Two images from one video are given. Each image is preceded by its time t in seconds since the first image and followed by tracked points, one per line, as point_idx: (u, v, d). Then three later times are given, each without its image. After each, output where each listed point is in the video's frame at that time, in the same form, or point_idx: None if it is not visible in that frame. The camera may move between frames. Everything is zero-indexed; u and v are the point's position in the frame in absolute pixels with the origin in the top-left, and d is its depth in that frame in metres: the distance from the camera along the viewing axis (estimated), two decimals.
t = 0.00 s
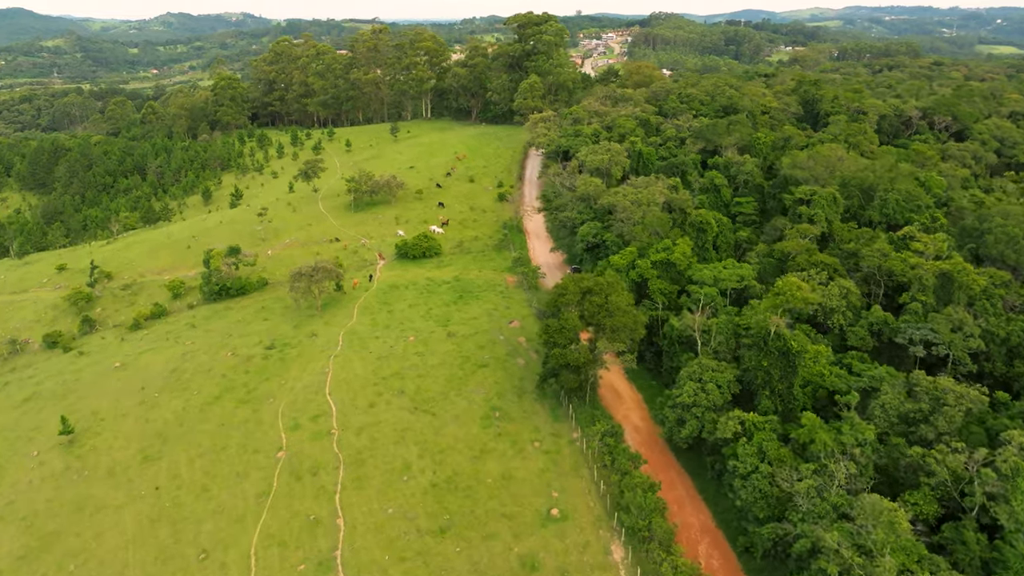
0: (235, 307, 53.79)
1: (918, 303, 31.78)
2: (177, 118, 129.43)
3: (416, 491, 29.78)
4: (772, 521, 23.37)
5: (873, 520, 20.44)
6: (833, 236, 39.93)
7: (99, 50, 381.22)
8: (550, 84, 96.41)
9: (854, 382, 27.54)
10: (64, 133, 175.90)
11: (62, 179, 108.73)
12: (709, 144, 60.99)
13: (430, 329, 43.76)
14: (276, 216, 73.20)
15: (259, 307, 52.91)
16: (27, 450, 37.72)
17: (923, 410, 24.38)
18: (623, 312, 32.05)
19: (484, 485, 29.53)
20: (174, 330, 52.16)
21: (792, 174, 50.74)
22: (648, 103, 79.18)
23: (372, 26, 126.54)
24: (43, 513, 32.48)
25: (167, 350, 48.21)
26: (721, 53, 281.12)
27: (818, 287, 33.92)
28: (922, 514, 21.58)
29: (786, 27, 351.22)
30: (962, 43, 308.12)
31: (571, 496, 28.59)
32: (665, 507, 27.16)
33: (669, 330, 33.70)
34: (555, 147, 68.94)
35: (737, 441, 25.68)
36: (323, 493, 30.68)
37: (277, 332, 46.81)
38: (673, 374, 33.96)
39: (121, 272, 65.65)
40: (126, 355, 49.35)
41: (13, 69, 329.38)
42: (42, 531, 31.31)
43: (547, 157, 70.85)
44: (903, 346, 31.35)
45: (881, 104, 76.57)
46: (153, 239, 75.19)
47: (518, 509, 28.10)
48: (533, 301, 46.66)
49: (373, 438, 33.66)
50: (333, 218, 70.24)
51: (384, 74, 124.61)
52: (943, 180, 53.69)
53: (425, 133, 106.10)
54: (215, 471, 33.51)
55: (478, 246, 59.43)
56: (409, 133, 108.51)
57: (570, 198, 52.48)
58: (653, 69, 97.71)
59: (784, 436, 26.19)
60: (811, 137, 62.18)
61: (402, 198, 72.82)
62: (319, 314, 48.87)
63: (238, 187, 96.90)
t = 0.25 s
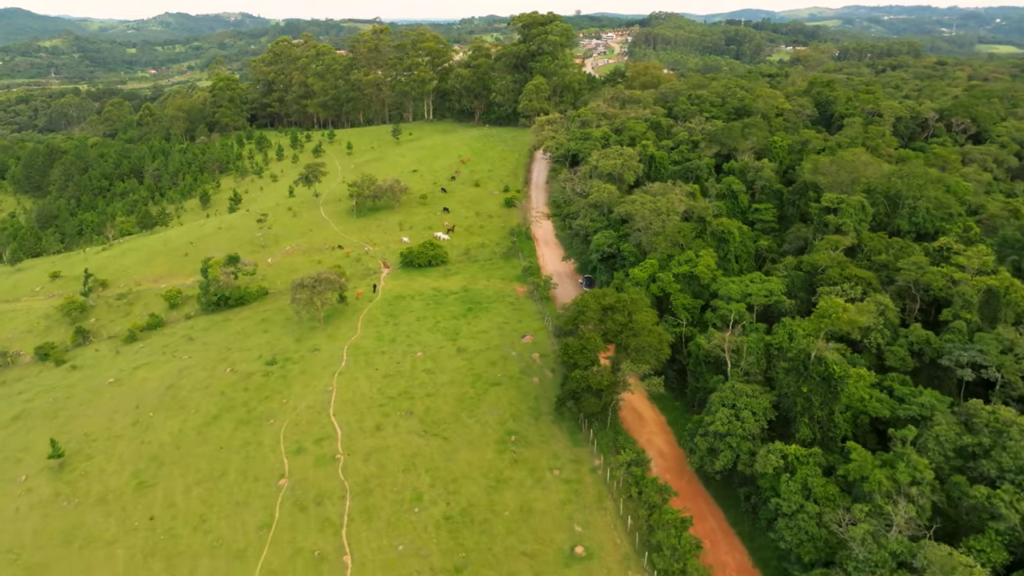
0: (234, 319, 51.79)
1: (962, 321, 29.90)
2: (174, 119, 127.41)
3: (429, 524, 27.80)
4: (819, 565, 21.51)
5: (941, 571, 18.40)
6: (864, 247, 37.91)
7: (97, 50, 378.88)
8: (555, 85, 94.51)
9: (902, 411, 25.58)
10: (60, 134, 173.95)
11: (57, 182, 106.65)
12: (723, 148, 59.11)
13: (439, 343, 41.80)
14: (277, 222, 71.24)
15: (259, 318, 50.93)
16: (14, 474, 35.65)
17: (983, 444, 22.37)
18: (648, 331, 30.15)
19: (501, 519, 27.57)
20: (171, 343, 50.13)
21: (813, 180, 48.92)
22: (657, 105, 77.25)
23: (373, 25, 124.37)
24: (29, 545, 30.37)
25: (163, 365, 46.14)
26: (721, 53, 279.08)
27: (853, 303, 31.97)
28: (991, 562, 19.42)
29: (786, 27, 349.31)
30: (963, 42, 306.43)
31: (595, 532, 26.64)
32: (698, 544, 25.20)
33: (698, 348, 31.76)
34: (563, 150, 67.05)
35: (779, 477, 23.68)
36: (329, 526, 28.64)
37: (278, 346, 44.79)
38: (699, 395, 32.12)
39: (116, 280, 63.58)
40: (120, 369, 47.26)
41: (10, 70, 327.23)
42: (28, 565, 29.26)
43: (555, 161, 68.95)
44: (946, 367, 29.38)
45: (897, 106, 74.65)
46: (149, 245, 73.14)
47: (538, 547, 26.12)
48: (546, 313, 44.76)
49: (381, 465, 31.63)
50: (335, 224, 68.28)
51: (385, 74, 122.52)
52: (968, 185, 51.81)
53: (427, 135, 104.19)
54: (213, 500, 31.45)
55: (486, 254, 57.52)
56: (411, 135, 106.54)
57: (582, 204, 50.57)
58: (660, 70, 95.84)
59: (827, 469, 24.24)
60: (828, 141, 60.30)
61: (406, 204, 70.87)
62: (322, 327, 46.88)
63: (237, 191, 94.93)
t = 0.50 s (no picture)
0: (232, 330, 50.00)
1: (1004, 340, 28.15)
2: (171, 121, 125.53)
3: (440, 559, 25.98)
4: None
5: None
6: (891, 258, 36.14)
7: (95, 50, 376.96)
8: (559, 86, 92.76)
9: (947, 440, 23.82)
10: (56, 136, 172.10)
11: (52, 185, 104.74)
12: (736, 152, 57.42)
13: (445, 357, 40.00)
14: (276, 227, 69.45)
15: (257, 330, 49.12)
16: None
17: None
18: (671, 350, 28.38)
19: (517, 553, 25.76)
20: (166, 356, 48.31)
21: (832, 185, 47.29)
22: (665, 107, 75.53)
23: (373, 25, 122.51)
24: None
25: (158, 379, 44.31)
26: (722, 53, 277.33)
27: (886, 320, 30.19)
28: None
29: (786, 26, 347.75)
30: (964, 42, 305.06)
31: (618, 569, 24.85)
32: None
33: (722, 368, 29.97)
34: (570, 153, 65.34)
35: (821, 514, 21.89)
36: (332, 560, 26.81)
37: (277, 360, 43.00)
38: (723, 418, 30.41)
39: (110, 288, 61.76)
40: (113, 383, 45.40)
41: (6, 70, 325.10)
42: None
43: (561, 164, 67.21)
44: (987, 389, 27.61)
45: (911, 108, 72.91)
46: (145, 251, 71.32)
47: None
48: (556, 325, 43.01)
49: (387, 492, 29.80)
50: (336, 229, 66.49)
51: (386, 75, 120.72)
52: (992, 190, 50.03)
53: (429, 137, 102.43)
54: (209, 529, 29.60)
55: (491, 262, 55.75)
56: (412, 137, 104.77)
57: (593, 211, 48.84)
58: (667, 70, 94.16)
59: (871, 505, 22.47)
60: (844, 144, 58.59)
61: (409, 208, 69.10)
62: (322, 340, 45.05)
63: (235, 194, 93.10)
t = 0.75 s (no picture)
0: (227, 344, 47.93)
1: None
2: (168, 123, 123.39)
3: None
4: None
5: None
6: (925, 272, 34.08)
7: (93, 50, 374.66)
8: (563, 87, 90.75)
9: (1005, 479, 21.79)
10: (52, 138, 170.05)
11: (45, 189, 102.58)
12: (751, 157, 55.52)
13: (452, 376, 37.93)
14: (274, 234, 67.36)
15: (254, 344, 47.04)
16: None
17: None
18: (698, 375, 26.35)
19: None
20: (159, 371, 46.20)
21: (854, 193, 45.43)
22: (673, 109, 73.57)
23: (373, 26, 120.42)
24: None
25: (150, 397, 42.21)
26: (722, 53, 275.21)
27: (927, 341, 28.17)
28: None
29: (787, 25, 345.82)
30: (966, 42, 303.34)
31: None
32: None
33: (751, 393, 27.94)
34: (578, 157, 63.39)
35: (872, 565, 19.85)
36: None
37: (275, 378, 40.94)
38: (751, 446, 28.43)
39: (102, 298, 59.67)
40: (102, 401, 43.26)
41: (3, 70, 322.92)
42: None
43: (568, 169, 65.28)
44: None
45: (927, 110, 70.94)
46: (139, 259, 69.21)
47: None
48: (568, 340, 41.01)
49: (392, 528, 27.70)
50: (336, 237, 64.43)
51: (386, 75, 118.69)
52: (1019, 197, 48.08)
53: (430, 140, 100.42)
54: (201, 567, 27.48)
55: (498, 271, 53.74)
56: (413, 140, 102.73)
57: (604, 219, 46.86)
58: (674, 71, 92.22)
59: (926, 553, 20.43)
60: (862, 149, 56.63)
61: (411, 214, 67.07)
62: (322, 355, 42.98)
63: (232, 199, 91.03)
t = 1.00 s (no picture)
0: (222, 359, 45.81)
1: None
2: (163, 125, 121.25)
3: None
4: None
5: None
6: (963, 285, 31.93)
7: (90, 51, 372.51)
8: (567, 88, 88.72)
9: None
10: (47, 140, 167.95)
11: (37, 193, 100.46)
12: (766, 161, 53.56)
13: (458, 397, 35.84)
14: (271, 241, 65.30)
15: (250, 359, 44.95)
16: None
17: None
18: (729, 406, 24.29)
19: None
20: (150, 388, 44.08)
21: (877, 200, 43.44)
22: (682, 112, 71.53)
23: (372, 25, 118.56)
24: None
25: (139, 417, 40.08)
26: (722, 52, 273.07)
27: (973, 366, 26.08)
28: None
29: (788, 25, 343.67)
30: (968, 42, 301.41)
31: None
32: None
33: (784, 423, 25.89)
34: (585, 162, 61.38)
35: None
36: None
37: (271, 398, 38.84)
38: (783, 479, 26.39)
39: (92, 309, 57.55)
40: (89, 420, 41.12)
41: None
42: None
43: (575, 174, 63.26)
44: None
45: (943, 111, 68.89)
46: (131, 266, 67.09)
47: None
48: (579, 356, 38.98)
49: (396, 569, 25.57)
50: (335, 244, 62.37)
51: (385, 76, 116.59)
52: None
53: (431, 142, 98.38)
54: None
55: (503, 282, 51.70)
56: (413, 142, 100.64)
57: (615, 227, 44.82)
58: (680, 72, 90.16)
59: None
60: (880, 153, 54.62)
61: (412, 220, 65.00)
62: (321, 372, 40.89)
63: (229, 203, 88.95)
